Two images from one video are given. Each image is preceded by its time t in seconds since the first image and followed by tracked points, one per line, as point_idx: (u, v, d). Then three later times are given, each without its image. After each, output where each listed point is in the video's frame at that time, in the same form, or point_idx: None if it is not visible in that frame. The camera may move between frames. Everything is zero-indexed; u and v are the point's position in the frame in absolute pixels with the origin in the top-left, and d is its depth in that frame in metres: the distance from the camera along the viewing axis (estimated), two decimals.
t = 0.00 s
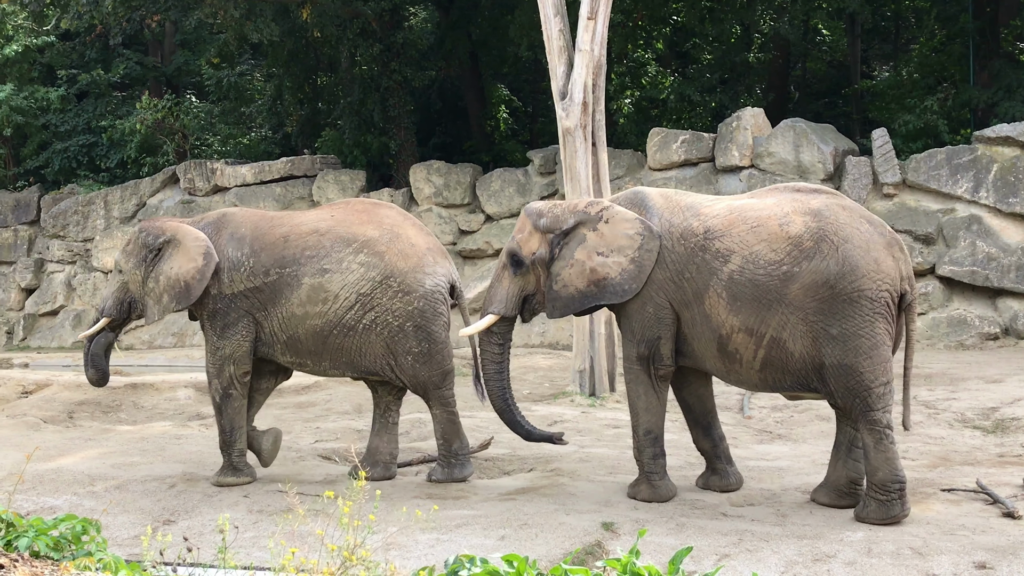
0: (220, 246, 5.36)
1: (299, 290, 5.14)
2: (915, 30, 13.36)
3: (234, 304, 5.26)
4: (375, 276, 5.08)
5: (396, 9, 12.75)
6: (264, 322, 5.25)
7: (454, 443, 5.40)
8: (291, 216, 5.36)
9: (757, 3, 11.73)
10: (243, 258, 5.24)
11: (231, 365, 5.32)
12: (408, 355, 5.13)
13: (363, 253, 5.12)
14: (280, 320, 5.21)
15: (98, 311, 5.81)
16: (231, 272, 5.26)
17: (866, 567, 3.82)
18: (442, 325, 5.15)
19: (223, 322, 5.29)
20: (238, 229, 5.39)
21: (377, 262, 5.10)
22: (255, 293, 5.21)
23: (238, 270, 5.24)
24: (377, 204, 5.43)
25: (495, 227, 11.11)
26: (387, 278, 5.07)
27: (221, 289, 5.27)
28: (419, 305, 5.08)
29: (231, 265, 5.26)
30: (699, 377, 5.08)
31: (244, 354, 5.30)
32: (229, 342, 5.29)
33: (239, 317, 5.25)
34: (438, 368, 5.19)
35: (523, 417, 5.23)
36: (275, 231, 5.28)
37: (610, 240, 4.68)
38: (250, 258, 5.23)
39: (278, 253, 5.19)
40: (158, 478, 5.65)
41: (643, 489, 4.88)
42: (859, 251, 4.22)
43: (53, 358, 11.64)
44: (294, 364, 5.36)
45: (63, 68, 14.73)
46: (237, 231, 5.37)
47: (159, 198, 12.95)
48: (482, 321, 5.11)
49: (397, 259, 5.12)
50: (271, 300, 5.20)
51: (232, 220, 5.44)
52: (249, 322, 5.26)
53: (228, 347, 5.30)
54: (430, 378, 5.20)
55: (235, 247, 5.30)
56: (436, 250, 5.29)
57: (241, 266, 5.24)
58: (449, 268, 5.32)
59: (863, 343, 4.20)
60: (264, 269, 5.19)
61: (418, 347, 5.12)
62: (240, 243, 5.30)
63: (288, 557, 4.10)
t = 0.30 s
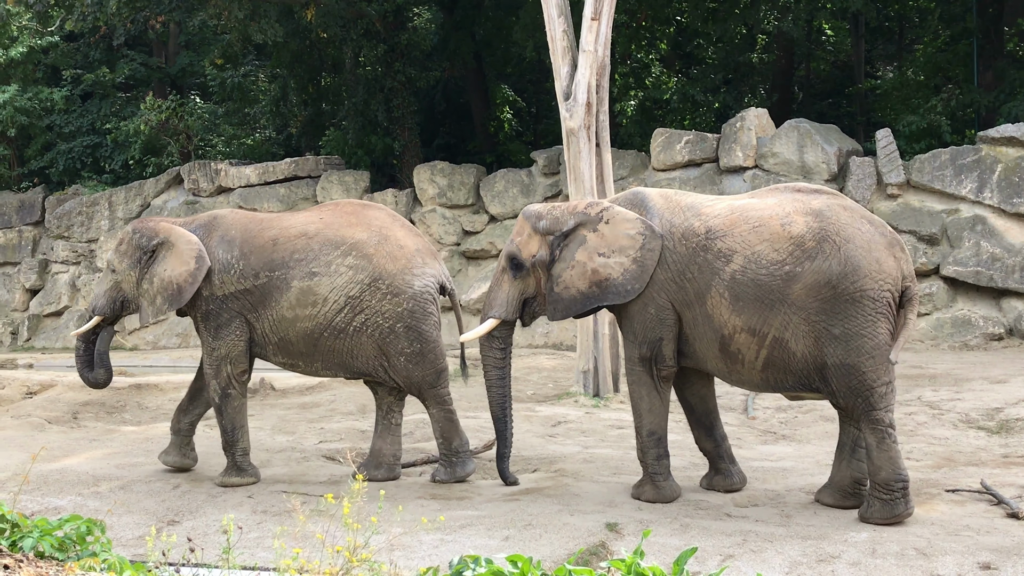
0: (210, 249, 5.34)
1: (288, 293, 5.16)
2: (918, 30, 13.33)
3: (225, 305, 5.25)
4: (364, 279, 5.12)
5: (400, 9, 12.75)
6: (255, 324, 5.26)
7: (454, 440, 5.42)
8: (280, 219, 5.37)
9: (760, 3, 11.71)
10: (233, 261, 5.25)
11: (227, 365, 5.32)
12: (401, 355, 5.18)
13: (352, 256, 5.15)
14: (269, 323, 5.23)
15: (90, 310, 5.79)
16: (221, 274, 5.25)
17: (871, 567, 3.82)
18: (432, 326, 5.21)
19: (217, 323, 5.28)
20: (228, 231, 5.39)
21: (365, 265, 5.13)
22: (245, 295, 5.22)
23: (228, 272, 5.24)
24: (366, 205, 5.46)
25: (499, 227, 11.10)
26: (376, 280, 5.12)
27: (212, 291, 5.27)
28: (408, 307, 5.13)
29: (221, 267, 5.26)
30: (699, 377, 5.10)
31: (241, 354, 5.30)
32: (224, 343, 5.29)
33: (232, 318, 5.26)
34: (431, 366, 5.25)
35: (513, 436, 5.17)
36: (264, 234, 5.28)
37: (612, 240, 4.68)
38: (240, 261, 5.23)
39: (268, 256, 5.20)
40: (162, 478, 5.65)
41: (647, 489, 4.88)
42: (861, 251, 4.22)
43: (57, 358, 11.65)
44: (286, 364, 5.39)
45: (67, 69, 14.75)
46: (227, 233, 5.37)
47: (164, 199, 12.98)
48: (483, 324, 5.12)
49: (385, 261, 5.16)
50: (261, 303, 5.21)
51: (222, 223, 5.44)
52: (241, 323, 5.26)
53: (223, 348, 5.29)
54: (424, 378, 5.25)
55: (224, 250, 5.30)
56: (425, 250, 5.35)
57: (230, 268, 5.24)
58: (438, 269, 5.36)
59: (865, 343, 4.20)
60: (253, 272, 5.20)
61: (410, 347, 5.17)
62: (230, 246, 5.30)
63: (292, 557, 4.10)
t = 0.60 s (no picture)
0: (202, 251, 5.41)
1: (272, 292, 5.18)
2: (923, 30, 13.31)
3: (214, 306, 5.29)
4: (347, 277, 5.12)
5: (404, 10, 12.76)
6: (242, 324, 5.28)
7: (434, 434, 5.34)
8: (267, 220, 5.41)
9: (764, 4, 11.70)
10: (220, 262, 5.29)
11: (222, 365, 5.33)
12: (373, 357, 5.15)
13: (334, 255, 5.16)
14: (254, 322, 5.25)
15: (78, 310, 5.82)
16: (210, 274, 5.30)
17: (876, 568, 3.81)
18: (410, 327, 5.18)
19: (207, 322, 5.30)
20: (217, 233, 5.44)
21: (348, 264, 5.13)
22: (233, 295, 5.26)
23: (215, 273, 5.29)
24: (351, 205, 5.48)
25: (503, 228, 11.11)
26: (358, 279, 5.11)
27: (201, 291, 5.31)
28: (388, 306, 5.12)
29: (210, 268, 5.31)
30: (702, 378, 5.09)
31: (234, 352, 5.31)
32: (217, 341, 5.30)
33: (221, 317, 5.28)
34: (404, 368, 5.20)
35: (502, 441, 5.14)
36: (250, 235, 5.33)
37: (613, 241, 4.68)
38: (227, 262, 5.28)
39: (253, 256, 5.23)
40: (166, 479, 5.66)
41: (652, 490, 4.88)
42: (863, 252, 4.22)
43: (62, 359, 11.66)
44: (272, 364, 5.40)
45: (71, 70, 14.78)
46: (216, 235, 5.42)
47: (168, 199, 13.00)
48: (483, 325, 5.11)
49: (367, 260, 5.15)
50: (247, 302, 5.24)
51: (211, 225, 5.50)
52: (230, 323, 5.29)
53: (217, 347, 5.30)
54: (395, 381, 5.20)
55: (213, 252, 5.35)
56: (410, 251, 5.35)
57: (218, 269, 5.29)
58: (422, 269, 5.36)
59: (867, 344, 4.20)
60: (239, 272, 5.24)
61: (383, 348, 5.13)
62: (218, 247, 5.36)
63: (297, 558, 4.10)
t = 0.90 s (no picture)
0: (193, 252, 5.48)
1: (255, 293, 5.21)
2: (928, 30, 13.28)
3: (204, 305, 5.34)
4: (325, 278, 5.12)
5: (409, 11, 12.77)
6: (230, 323, 5.33)
7: (358, 439, 5.26)
8: (253, 221, 5.44)
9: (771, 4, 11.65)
10: (208, 261, 5.36)
11: (220, 362, 5.35)
12: (325, 352, 5.13)
13: (315, 256, 5.16)
14: (241, 321, 5.29)
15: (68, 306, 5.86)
16: (198, 273, 5.36)
17: (882, 569, 3.81)
18: (373, 329, 5.17)
19: (200, 320, 5.34)
20: (207, 233, 5.50)
21: (327, 264, 5.13)
22: (220, 294, 5.31)
23: (204, 272, 5.35)
24: (337, 206, 5.46)
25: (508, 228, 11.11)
26: (335, 279, 5.12)
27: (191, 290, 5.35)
28: (361, 307, 5.12)
29: (199, 267, 5.37)
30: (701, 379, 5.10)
31: (231, 348, 5.34)
32: (211, 338, 5.33)
33: (212, 315, 5.32)
34: (352, 369, 5.17)
35: (502, 442, 5.09)
36: (237, 235, 5.37)
37: (615, 241, 4.67)
38: (214, 261, 5.34)
39: (238, 257, 5.28)
40: (171, 479, 5.67)
41: (658, 491, 4.88)
42: (867, 252, 4.22)
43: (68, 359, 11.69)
44: (257, 363, 5.44)
45: (77, 70, 14.82)
46: (205, 235, 5.48)
47: (174, 200, 13.03)
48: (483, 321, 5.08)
49: (347, 262, 5.15)
50: (233, 301, 5.29)
51: (201, 225, 5.55)
52: (219, 322, 5.32)
53: (212, 344, 5.33)
54: (336, 378, 5.16)
55: (202, 251, 5.42)
56: (392, 254, 5.34)
57: (206, 268, 5.35)
58: (403, 273, 5.35)
59: (872, 344, 4.20)
60: (225, 271, 5.30)
61: (338, 346, 5.12)
62: (207, 246, 5.42)
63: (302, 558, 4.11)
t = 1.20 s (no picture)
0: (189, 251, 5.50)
1: (247, 292, 5.27)
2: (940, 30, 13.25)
3: (197, 302, 5.38)
4: (316, 279, 5.18)
5: (420, 12, 12.80)
6: (222, 322, 5.39)
7: (304, 445, 5.41)
8: (251, 222, 5.48)
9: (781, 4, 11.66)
10: (204, 260, 5.40)
11: (203, 362, 5.41)
12: (306, 352, 5.22)
13: (308, 257, 5.21)
14: (232, 320, 5.35)
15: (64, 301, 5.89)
16: (194, 273, 5.40)
17: (893, 570, 3.81)
18: (358, 335, 5.24)
19: (191, 318, 5.40)
20: (204, 233, 5.52)
21: (319, 266, 5.19)
22: (214, 292, 5.36)
23: (199, 271, 5.39)
24: (334, 210, 5.49)
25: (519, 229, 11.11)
26: (326, 281, 5.18)
27: (188, 290, 5.40)
28: (349, 311, 5.18)
29: (194, 266, 5.40)
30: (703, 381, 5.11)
31: (217, 349, 5.40)
32: (198, 337, 5.39)
33: (204, 314, 5.38)
34: (329, 372, 5.27)
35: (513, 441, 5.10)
36: (234, 235, 5.42)
37: (625, 241, 4.65)
38: (209, 260, 5.38)
39: (233, 256, 5.33)
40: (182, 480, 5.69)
41: (668, 492, 4.87)
42: (877, 253, 4.23)
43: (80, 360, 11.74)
44: (249, 362, 5.50)
45: (90, 71, 14.88)
46: (202, 234, 5.50)
47: (185, 201, 13.07)
48: (489, 319, 5.02)
49: (338, 265, 5.20)
50: (226, 300, 5.35)
51: (199, 224, 5.57)
52: (211, 321, 5.38)
53: (198, 342, 5.39)
54: (313, 379, 5.27)
55: (198, 250, 5.45)
56: (386, 259, 5.38)
57: (201, 267, 5.39)
58: (397, 278, 5.40)
59: (882, 344, 4.21)
60: (220, 270, 5.34)
61: (320, 348, 5.21)
62: (204, 245, 5.45)
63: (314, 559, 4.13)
